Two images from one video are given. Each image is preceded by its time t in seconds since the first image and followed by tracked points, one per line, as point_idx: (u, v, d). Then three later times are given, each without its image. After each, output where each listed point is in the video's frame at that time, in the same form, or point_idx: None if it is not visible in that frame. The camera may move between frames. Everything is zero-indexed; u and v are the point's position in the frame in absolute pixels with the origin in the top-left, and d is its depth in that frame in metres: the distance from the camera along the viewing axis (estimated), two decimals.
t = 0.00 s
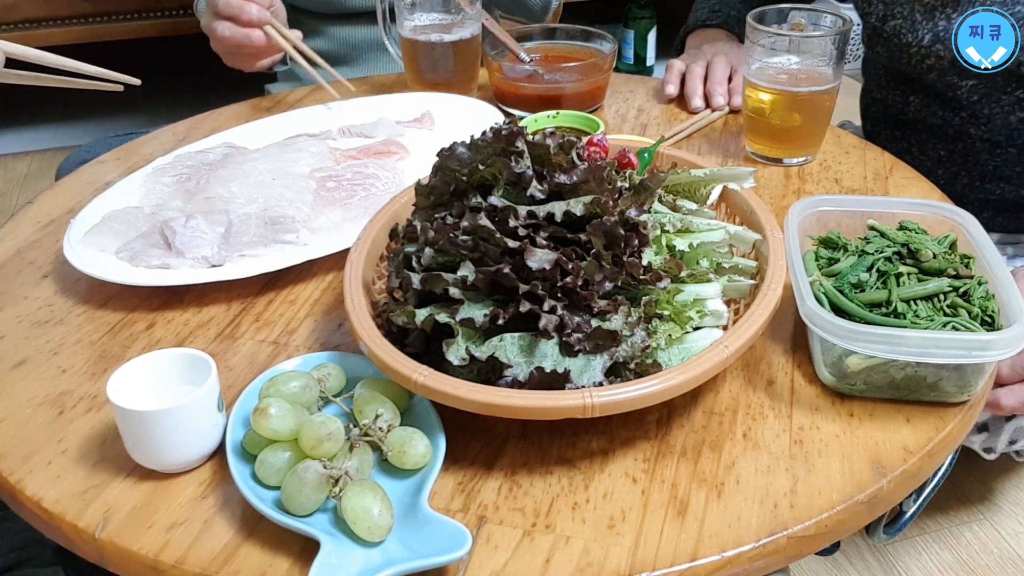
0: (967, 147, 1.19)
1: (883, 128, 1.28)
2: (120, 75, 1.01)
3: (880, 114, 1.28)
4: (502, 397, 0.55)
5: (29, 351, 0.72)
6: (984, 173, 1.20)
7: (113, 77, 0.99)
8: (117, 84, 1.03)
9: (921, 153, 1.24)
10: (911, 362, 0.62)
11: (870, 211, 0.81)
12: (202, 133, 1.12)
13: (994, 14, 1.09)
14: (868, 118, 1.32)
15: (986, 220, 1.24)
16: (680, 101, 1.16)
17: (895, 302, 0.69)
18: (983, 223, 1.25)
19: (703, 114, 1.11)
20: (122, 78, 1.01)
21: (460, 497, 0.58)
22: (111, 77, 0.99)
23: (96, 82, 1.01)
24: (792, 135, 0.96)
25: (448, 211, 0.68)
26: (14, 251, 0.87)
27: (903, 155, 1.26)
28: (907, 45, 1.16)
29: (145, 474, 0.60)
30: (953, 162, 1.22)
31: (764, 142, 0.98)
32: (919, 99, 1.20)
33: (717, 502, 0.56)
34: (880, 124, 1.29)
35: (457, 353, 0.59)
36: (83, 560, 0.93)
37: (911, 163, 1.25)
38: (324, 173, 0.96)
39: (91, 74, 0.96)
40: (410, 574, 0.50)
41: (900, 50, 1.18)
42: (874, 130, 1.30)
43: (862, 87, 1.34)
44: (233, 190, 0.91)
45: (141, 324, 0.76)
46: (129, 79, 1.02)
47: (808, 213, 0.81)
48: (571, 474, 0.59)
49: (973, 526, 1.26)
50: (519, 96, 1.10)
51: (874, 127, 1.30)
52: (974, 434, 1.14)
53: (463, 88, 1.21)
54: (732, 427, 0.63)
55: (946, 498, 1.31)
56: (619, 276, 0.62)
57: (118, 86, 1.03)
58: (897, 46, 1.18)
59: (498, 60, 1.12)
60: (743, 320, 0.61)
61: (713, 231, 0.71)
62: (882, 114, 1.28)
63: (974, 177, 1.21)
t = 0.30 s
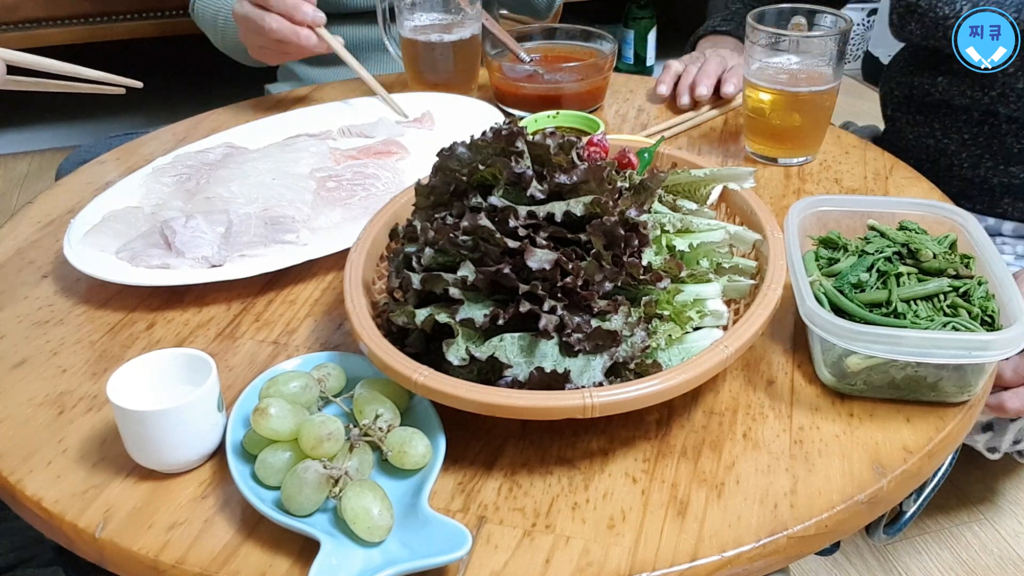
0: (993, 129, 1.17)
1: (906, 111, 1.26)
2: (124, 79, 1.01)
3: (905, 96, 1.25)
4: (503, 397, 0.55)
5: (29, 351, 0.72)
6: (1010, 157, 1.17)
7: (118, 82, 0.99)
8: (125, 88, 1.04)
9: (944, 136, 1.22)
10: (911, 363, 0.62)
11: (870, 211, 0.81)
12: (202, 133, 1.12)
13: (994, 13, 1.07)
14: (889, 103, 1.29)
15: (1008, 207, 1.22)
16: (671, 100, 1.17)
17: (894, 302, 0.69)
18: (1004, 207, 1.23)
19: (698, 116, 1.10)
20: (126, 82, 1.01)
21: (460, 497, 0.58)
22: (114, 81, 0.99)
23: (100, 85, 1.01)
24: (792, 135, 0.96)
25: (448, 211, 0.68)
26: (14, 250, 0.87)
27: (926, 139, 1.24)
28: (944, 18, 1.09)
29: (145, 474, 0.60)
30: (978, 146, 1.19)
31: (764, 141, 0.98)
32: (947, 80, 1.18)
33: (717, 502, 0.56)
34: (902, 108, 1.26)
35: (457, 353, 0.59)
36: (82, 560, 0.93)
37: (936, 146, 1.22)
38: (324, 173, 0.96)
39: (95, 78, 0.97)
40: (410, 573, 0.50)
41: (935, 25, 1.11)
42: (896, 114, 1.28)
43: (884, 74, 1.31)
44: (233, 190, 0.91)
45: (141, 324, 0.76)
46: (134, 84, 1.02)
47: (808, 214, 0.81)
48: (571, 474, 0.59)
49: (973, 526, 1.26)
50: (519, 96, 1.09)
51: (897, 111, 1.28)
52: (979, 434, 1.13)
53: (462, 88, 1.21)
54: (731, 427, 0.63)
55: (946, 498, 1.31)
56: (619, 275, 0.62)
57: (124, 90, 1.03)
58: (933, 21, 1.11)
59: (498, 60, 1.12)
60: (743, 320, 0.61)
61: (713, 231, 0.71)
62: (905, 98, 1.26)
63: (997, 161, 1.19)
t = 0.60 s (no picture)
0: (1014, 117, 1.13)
1: (923, 101, 1.23)
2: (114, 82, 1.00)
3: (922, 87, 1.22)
4: (503, 397, 0.55)
5: (29, 351, 0.72)
6: None
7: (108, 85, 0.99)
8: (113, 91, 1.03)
9: (964, 125, 1.18)
10: (911, 362, 0.62)
11: (870, 211, 0.81)
12: (202, 133, 1.12)
13: (994, 14, 1.09)
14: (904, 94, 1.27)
15: None
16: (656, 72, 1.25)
17: (895, 302, 0.69)
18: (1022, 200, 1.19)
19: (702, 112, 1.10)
20: (116, 84, 1.01)
21: (460, 497, 0.58)
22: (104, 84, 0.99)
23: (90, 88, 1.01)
24: (792, 135, 0.96)
25: (448, 211, 0.68)
26: (14, 250, 0.87)
27: (944, 127, 1.21)
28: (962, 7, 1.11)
29: (145, 474, 0.60)
30: (997, 134, 1.16)
31: (764, 141, 0.98)
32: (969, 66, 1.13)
33: (717, 502, 0.56)
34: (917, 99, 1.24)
35: (457, 353, 0.59)
36: (82, 560, 0.93)
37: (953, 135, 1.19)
38: (325, 173, 0.96)
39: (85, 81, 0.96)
40: (409, 574, 0.50)
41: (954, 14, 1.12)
42: (912, 104, 1.25)
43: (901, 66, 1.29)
44: (233, 190, 0.91)
45: (141, 324, 0.76)
46: (124, 86, 1.02)
47: (808, 213, 0.81)
48: (571, 474, 0.59)
49: (973, 526, 1.26)
50: (519, 96, 1.09)
51: (912, 101, 1.25)
52: (987, 431, 1.13)
53: (462, 88, 1.21)
54: (732, 427, 0.63)
55: (946, 498, 1.31)
56: (619, 276, 0.62)
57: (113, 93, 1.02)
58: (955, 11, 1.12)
59: (498, 60, 1.11)
60: (743, 320, 0.61)
61: (713, 231, 0.71)
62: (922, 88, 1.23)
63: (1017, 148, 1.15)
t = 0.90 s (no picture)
0: (1010, 112, 1.13)
1: (921, 99, 1.23)
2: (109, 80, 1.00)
3: (921, 85, 1.22)
4: (503, 397, 0.55)
5: (29, 351, 0.72)
6: None
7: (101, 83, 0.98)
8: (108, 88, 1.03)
9: (961, 121, 1.18)
10: (911, 363, 0.62)
11: (870, 211, 0.81)
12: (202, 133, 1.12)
13: (994, 14, 1.09)
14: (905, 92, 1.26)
15: None
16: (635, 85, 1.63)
17: (895, 302, 0.69)
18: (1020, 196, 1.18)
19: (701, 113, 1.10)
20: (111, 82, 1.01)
21: (460, 497, 0.58)
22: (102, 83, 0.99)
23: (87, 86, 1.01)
24: (792, 135, 0.96)
25: (448, 211, 0.68)
26: (14, 250, 0.87)
27: (942, 124, 1.20)
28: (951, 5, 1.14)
29: (145, 474, 0.60)
30: (992, 130, 1.15)
31: (764, 141, 0.98)
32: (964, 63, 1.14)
33: (717, 502, 0.56)
34: (917, 97, 1.23)
35: (457, 353, 0.59)
36: (82, 561, 0.93)
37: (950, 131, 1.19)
38: (325, 173, 0.96)
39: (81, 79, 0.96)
40: (409, 574, 0.50)
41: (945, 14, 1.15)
42: (910, 102, 1.25)
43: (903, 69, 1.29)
44: (233, 190, 0.91)
45: (141, 324, 0.76)
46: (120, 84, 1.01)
47: (807, 213, 0.81)
48: (571, 474, 0.59)
49: (973, 526, 1.26)
50: (519, 96, 1.09)
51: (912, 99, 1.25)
52: (984, 430, 1.13)
53: (462, 88, 1.21)
54: (732, 427, 0.63)
55: (946, 498, 1.31)
56: (619, 276, 0.62)
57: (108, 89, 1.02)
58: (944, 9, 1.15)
59: (497, 60, 1.11)
60: (743, 320, 0.61)
61: (713, 231, 0.71)
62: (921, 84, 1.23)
63: (1012, 144, 1.14)
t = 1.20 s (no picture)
0: (991, 105, 1.14)
1: (909, 101, 1.23)
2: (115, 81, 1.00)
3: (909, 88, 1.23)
4: (503, 398, 0.55)
5: (29, 351, 0.72)
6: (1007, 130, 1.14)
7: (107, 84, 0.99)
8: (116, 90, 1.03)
9: (945, 117, 1.19)
10: (911, 363, 0.62)
11: (870, 211, 0.81)
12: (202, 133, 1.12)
13: (994, 14, 1.09)
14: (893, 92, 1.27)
15: (1012, 185, 1.17)
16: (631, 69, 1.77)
17: (895, 302, 0.69)
18: (1009, 189, 1.17)
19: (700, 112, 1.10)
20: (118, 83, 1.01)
21: (460, 497, 0.58)
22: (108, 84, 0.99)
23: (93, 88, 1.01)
24: (792, 135, 0.96)
25: (448, 211, 0.68)
26: (14, 250, 0.87)
27: (928, 122, 1.21)
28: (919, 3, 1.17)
29: (145, 474, 0.60)
30: (976, 123, 1.16)
31: (764, 141, 0.98)
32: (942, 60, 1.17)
33: (717, 502, 0.56)
34: (905, 98, 1.24)
35: (457, 353, 0.59)
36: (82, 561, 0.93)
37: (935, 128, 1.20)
38: (325, 173, 0.96)
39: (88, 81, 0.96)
40: (409, 574, 0.50)
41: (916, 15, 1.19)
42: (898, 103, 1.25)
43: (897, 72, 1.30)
44: (232, 190, 0.91)
45: (141, 324, 0.76)
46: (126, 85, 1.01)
47: (807, 213, 0.81)
48: (571, 474, 0.59)
49: (973, 526, 1.26)
50: (519, 96, 1.09)
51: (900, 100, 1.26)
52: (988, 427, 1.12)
53: (462, 88, 1.21)
54: (732, 427, 0.63)
55: (946, 498, 1.31)
56: (619, 276, 0.62)
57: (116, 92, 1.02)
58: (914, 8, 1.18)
59: (497, 60, 1.11)
60: (742, 320, 0.61)
61: (713, 231, 0.71)
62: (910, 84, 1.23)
63: (996, 135, 1.15)
